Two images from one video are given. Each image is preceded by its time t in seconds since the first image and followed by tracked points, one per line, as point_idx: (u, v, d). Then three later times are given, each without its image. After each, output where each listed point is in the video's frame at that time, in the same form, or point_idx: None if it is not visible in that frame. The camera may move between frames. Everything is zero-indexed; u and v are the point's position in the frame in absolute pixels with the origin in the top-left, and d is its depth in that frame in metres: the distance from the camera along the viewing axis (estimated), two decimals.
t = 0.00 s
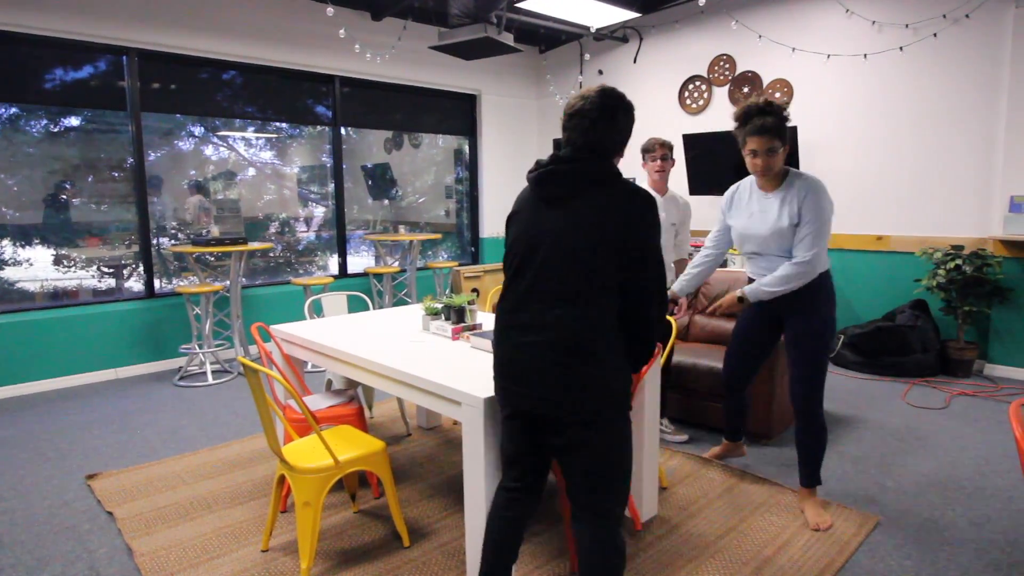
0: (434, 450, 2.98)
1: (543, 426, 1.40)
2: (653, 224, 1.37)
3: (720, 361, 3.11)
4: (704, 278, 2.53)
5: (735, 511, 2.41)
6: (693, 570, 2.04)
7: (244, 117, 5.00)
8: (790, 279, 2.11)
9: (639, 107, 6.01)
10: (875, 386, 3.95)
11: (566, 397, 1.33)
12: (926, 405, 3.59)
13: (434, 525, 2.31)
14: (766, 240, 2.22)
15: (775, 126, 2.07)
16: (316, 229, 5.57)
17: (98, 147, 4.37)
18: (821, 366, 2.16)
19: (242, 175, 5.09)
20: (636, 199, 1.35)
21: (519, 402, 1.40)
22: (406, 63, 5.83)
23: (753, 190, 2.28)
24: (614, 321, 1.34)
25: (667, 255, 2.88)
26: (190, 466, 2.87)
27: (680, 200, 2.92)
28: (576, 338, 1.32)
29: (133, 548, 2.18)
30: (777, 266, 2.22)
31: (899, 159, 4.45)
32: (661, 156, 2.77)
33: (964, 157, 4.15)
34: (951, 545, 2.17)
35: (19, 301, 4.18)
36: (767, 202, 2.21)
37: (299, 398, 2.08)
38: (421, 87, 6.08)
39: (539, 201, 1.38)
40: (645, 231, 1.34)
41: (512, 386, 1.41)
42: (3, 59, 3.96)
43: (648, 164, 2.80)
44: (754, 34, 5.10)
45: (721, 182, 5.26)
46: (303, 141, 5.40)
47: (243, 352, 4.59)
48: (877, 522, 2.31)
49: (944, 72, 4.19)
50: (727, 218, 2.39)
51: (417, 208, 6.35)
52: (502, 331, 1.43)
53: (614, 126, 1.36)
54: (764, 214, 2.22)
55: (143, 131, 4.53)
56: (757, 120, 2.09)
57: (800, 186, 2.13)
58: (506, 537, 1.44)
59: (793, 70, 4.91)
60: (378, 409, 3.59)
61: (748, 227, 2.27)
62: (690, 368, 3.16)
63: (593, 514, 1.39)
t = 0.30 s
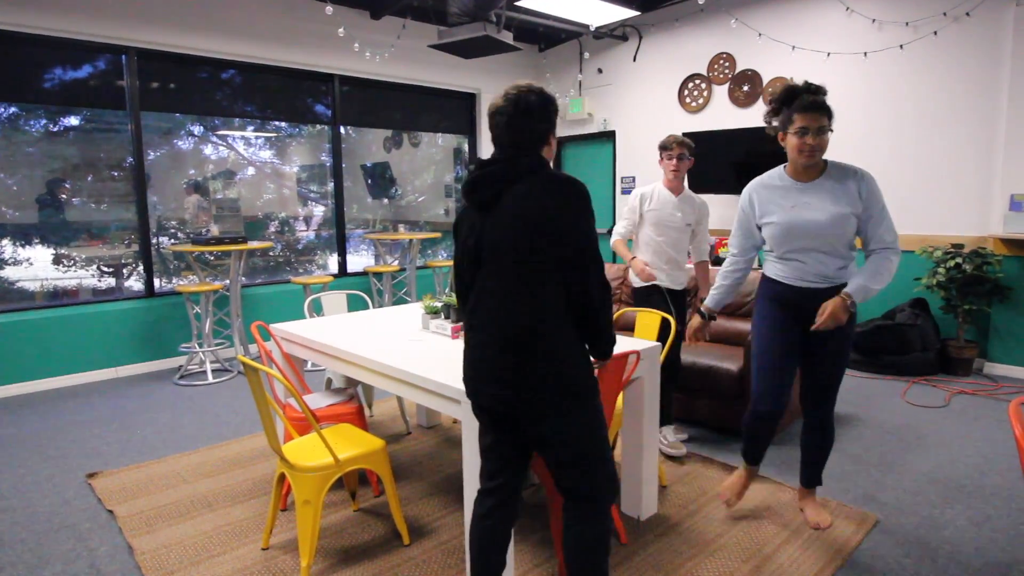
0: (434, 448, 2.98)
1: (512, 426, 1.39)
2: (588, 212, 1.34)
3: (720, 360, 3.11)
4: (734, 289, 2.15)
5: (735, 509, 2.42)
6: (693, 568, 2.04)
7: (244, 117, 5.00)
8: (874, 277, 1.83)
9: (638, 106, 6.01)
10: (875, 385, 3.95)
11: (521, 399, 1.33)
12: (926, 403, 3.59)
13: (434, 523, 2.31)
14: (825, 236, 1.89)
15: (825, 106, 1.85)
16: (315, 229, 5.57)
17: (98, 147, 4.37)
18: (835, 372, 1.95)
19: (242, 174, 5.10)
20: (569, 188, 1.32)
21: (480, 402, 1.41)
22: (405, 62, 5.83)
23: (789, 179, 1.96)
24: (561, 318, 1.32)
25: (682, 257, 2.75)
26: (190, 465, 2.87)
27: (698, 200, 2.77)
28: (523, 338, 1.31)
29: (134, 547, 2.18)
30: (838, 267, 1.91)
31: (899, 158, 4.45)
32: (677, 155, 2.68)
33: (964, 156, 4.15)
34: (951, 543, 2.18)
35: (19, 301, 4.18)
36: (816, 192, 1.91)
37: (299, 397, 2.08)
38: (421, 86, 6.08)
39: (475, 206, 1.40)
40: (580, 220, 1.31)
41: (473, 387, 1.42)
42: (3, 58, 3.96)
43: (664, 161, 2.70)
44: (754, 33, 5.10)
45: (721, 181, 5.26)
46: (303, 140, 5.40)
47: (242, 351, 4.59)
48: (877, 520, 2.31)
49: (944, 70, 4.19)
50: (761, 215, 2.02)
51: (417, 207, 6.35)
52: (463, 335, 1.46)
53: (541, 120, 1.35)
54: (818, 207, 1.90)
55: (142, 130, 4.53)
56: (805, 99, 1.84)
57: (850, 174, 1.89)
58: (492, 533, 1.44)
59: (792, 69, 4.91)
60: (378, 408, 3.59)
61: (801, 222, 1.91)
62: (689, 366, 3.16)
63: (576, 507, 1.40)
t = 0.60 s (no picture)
0: (433, 447, 2.98)
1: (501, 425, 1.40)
2: (539, 203, 1.26)
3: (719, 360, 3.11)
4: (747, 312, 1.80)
5: (734, 509, 2.41)
6: (691, 568, 2.04)
7: (243, 114, 5.00)
8: (903, 313, 1.71)
9: (638, 105, 6.01)
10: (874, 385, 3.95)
11: (493, 395, 1.35)
12: (925, 404, 3.60)
13: (432, 522, 2.31)
14: (852, 250, 1.62)
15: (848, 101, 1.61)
16: (315, 227, 5.56)
17: (96, 143, 4.36)
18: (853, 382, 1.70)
19: (242, 171, 5.09)
20: (516, 182, 1.27)
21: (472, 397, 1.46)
22: (405, 60, 5.81)
23: (806, 183, 1.66)
24: (531, 315, 1.30)
25: (702, 262, 2.60)
26: (188, 463, 2.86)
27: (711, 200, 2.62)
28: (492, 337, 1.33)
29: (131, 545, 2.18)
30: (860, 285, 1.65)
31: (898, 159, 4.46)
32: (684, 159, 2.53)
33: (963, 157, 4.15)
34: (949, 544, 2.18)
35: (17, 297, 4.18)
36: (841, 201, 1.63)
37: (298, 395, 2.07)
38: (421, 85, 6.07)
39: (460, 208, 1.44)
40: (525, 214, 1.25)
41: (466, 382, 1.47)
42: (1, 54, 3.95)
43: (672, 169, 2.54)
44: (755, 33, 5.09)
45: (721, 181, 5.26)
46: (303, 138, 5.39)
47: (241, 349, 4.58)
48: (875, 521, 2.31)
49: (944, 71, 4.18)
50: (773, 223, 1.70)
51: (416, 205, 6.34)
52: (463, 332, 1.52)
53: (508, 121, 1.34)
54: (847, 216, 1.62)
55: (141, 127, 4.52)
56: (830, 91, 1.59)
57: (876, 182, 1.65)
58: (486, 533, 1.44)
59: (793, 69, 4.90)
60: (377, 406, 3.59)
61: (826, 233, 1.62)
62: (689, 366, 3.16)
63: (569, 514, 1.39)
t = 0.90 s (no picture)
0: (431, 446, 2.98)
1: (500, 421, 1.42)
2: (521, 217, 1.23)
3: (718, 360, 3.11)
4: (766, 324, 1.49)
5: (732, 507, 2.41)
6: (689, 567, 2.03)
7: (242, 112, 4.99)
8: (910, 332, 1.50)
9: (637, 104, 6.01)
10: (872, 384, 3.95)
11: (489, 393, 1.37)
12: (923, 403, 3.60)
13: (430, 521, 2.31)
14: (883, 252, 1.33)
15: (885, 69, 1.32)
16: (313, 225, 5.56)
17: (94, 141, 4.35)
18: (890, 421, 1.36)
19: (240, 170, 5.09)
20: (505, 190, 1.25)
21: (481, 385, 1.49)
22: (404, 58, 5.80)
23: (830, 169, 1.35)
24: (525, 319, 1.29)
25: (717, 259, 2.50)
26: (185, 462, 2.86)
27: (723, 193, 2.53)
28: (490, 335, 1.34)
29: (129, 543, 2.18)
30: (884, 293, 1.37)
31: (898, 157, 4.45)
32: (694, 152, 2.43)
33: (961, 155, 4.16)
34: (946, 541, 2.18)
35: (14, 296, 4.16)
36: (873, 192, 1.33)
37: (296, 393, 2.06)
38: (419, 83, 6.06)
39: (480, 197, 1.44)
40: (505, 226, 1.23)
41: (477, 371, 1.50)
42: None
43: (683, 163, 2.44)
44: (753, 31, 5.09)
45: (720, 179, 5.26)
46: (302, 136, 5.38)
47: (239, 347, 4.58)
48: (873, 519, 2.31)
49: (943, 70, 4.18)
50: (794, 210, 1.35)
51: (415, 203, 6.34)
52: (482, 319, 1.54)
53: (530, 115, 1.32)
54: (881, 212, 1.32)
55: (139, 124, 4.50)
56: (865, 60, 1.30)
57: (905, 174, 1.38)
58: (486, 533, 1.43)
59: (792, 68, 4.90)
60: (376, 404, 3.58)
61: (857, 230, 1.31)
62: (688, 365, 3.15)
63: (565, 521, 1.34)
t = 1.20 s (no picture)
0: (427, 446, 2.98)
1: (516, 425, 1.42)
2: (540, 233, 1.22)
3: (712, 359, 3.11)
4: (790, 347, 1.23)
5: (728, 506, 2.42)
6: (684, 566, 2.03)
7: (235, 113, 4.97)
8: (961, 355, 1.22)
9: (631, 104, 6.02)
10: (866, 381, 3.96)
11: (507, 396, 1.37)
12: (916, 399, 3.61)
13: (425, 522, 2.31)
14: (945, 274, 1.07)
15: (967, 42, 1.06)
16: (308, 225, 5.55)
17: (87, 142, 4.33)
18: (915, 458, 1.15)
19: (234, 170, 5.07)
20: (531, 200, 1.26)
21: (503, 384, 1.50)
22: (397, 58, 5.79)
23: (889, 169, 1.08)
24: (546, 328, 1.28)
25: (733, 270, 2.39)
26: (180, 464, 2.85)
27: (749, 200, 2.43)
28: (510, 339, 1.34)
29: (124, 546, 2.17)
30: (936, 326, 1.11)
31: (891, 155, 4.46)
32: (722, 150, 2.34)
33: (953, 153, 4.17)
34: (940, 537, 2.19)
35: (7, 298, 4.14)
36: (937, 204, 1.07)
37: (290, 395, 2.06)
38: (413, 82, 6.05)
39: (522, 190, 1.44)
40: (536, 233, 1.22)
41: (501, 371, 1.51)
42: None
43: (710, 158, 2.35)
44: (746, 30, 5.10)
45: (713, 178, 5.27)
46: (296, 136, 5.38)
47: (234, 348, 4.56)
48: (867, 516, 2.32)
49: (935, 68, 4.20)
50: (840, 213, 1.08)
51: (409, 203, 6.33)
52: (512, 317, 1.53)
53: (582, 110, 1.32)
54: (945, 229, 1.06)
55: (132, 125, 4.49)
56: (941, 32, 1.04)
57: (976, 180, 1.12)
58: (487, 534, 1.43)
59: (785, 66, 4.91)
60: (371, 406, 3.58)
61: (919, 249, 1.05)
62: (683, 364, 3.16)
63: (568, 523, 1.34)
